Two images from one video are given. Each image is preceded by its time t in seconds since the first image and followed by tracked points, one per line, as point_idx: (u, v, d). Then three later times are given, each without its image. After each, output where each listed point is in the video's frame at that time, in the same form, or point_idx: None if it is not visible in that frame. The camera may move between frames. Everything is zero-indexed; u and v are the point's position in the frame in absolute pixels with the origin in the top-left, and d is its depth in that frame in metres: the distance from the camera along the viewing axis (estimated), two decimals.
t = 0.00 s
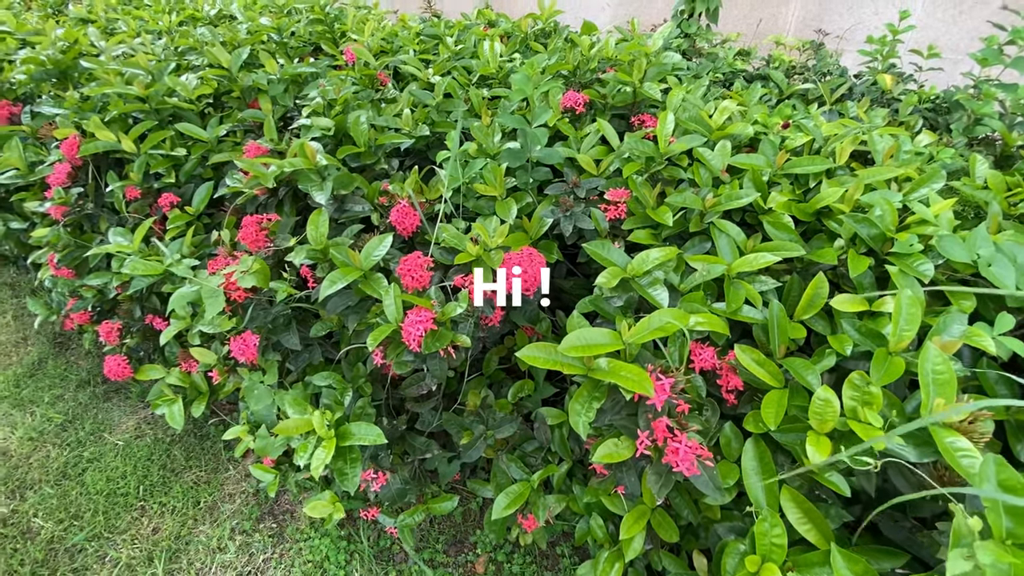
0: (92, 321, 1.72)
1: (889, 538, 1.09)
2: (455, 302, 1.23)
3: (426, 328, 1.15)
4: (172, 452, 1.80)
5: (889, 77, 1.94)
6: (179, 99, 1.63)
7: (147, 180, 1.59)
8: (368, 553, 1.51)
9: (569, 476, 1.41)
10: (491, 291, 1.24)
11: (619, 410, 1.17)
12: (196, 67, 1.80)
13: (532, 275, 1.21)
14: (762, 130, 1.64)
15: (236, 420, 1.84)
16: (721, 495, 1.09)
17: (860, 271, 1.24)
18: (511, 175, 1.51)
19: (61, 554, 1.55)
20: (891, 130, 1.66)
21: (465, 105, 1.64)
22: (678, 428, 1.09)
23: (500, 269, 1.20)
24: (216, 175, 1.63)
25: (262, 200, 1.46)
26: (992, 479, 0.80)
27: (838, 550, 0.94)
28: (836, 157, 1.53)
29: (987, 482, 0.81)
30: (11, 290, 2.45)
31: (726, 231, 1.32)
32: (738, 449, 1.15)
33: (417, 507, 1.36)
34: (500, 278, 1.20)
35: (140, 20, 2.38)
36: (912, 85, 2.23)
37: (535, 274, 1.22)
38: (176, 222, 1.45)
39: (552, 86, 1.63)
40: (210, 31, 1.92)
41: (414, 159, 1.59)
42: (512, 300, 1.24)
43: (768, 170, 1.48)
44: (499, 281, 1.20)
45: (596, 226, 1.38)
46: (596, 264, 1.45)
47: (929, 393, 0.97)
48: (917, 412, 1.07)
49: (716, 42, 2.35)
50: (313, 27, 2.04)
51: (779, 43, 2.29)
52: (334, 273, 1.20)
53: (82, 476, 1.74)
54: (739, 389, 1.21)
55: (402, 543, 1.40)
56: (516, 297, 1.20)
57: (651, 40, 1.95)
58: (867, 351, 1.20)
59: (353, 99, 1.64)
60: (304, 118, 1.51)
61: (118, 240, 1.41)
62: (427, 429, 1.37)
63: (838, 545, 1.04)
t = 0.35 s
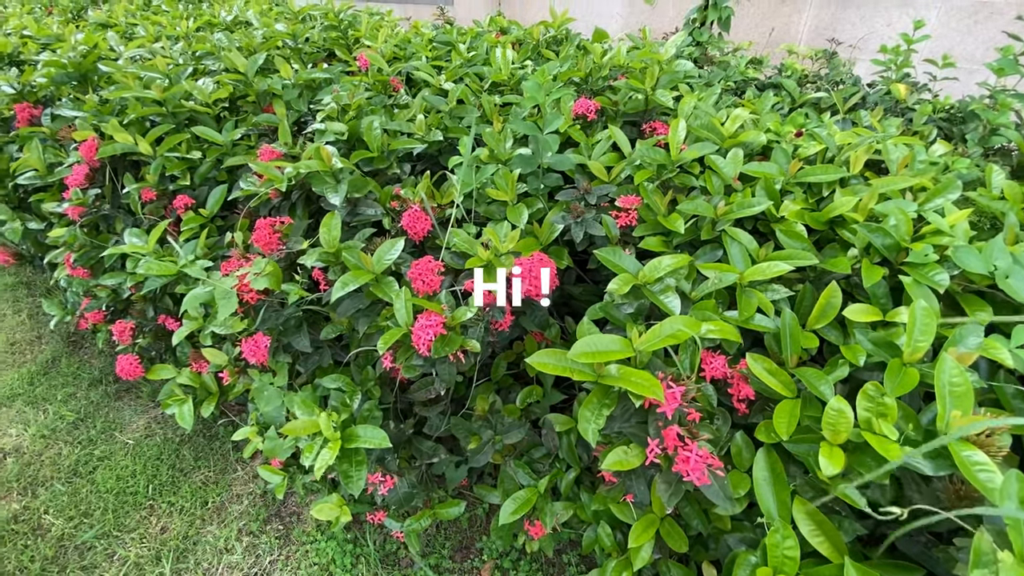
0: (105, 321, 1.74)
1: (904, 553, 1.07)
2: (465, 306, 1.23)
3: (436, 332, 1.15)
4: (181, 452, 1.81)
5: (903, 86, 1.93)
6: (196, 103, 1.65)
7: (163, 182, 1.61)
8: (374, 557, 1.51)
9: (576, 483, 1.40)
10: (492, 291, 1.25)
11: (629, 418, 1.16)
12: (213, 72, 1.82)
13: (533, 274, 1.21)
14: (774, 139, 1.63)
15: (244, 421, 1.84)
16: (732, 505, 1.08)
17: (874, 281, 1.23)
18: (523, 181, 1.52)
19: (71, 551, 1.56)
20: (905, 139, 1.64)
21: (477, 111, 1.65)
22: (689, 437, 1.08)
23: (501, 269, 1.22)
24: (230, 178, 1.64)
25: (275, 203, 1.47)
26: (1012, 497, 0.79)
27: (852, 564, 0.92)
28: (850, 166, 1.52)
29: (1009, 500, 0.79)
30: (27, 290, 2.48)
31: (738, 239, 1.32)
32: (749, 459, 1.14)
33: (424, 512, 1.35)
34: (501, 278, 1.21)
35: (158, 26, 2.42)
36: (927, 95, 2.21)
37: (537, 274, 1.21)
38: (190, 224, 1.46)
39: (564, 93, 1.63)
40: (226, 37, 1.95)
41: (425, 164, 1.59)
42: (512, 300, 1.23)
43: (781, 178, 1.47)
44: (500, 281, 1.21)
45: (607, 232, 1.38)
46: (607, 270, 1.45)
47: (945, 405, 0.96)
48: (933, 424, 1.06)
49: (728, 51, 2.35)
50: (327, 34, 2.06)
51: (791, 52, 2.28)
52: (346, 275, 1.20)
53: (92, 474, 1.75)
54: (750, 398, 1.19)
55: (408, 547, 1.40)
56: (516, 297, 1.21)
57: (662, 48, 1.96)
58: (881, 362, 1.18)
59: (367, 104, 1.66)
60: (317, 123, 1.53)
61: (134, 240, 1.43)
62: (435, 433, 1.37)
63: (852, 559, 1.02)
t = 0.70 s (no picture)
0: (118, 320, 1.75)
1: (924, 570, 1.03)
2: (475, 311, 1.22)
3: (445, 338, 1.14)
4: (190, 452, 1.82)
5: (920, 93, 1.90)
6: (212, 107, 1.67)
7: (177, 184, 1.63)
8: (380, 561, 1.50)
9: (585, 491, 1.38)
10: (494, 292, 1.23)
11: (639, 426, 1.14)
12: (228, 76, 1.85)
13: (533, 273, 1.19)
14: (788, 145, 1.61)
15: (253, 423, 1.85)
16: (745, 517, 1.04)
17: (891, 290, 1.21)
18: (533, 185, 1.51)
19: (80, 549, 1.57)
20: (923, 146, 1.62)
21: (489, 116, 1.65)
22: (701, 446, 1.05)
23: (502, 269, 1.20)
24: (243, 180, 1.65)
25: (288, 205, 1.48)
26: None
27: None
28: (866, 173, 1.50)
29: None
30: (44, 290, 2.52)
31: (751, 246, 1.30)
32: (763, 470, 1.10)
33: (430, 517, 1.34)
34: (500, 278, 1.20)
35: (176, 32, 2.47)
36: (944, 103, 2.18)
37: (536, 272, 1.20)
38: (203, 225, 1.48)
39: (576, 98, 1.63)
40: (243, 42, 1.98)
41: (436, 169, 1.60)
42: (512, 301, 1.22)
43: (795, 185, 1.45)
44: (499, 281, 1.20)
45: (618, 237, 1.37)
46: (617, 276, 1.44)
47: (968, 417, 0.93)
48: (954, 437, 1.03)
49: (741, 58, 2.34)
50: (341, 40, 2.09)
51: (805, 59, 2.27)
52: (356, 279, 1.20)
53: (103, 472, 1.76)
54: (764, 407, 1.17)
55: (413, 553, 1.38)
56: (515, 297, 1.19)
57: (675, 54, 1.96)
58: (900, 371, 1.15)
59: (379, 109, 1.67)
60: (330, 126, 1.54)
61: (148, 241, 1.44)
62: (442, 438, 1.36)
63: None
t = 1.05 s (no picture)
0: (130, 319, 1.78)
1: None
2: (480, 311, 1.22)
3: (451, 336, 1.15)
4: (198, 450, 1.84)
5: (932, 99, 1.90)
6: (225, 109, 1.70)
7: (190, 185, 1.65)
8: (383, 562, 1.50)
9: (589, 494, 1.37)
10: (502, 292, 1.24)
11: (642, 429, 1.13)
12: (242, 80, 1.88)
13: (542, 274, 1.21)
14: (797, 149, 1.61)
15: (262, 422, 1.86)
16: (749, 521, 1.03)
17: (901, 294, 1.20)
18: (541, 189, 1.52)
19: (88, 544, 1.58)
20: (934, 152, 1.61)
21: (497, 120, 1.66)
22: (704, 449, 1.04)
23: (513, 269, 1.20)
24: (254, 182, 1.67)
25: (297, 207, 1.50)
26: None
27: None
28: (876, 178, 1.49)
29: None
30: (58, 289, 2.56)
31: (759, 249, 1.29)
32: (768, 475, 1.08)
33: (433, 518, 1.34)
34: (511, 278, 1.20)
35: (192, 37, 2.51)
36: (957, 109, 2.17)
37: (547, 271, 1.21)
38: (215, 226, 1.49)
39: (584, 102, 1.64)
40: (256, 46, 2.01)
41: (444, 172, 1.61)
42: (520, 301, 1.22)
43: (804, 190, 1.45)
44: (511, 281, 1.19)
45: (624, 240, 1.37)
46: (624, 279, 1.43)
47: (977, 424, 0.91)
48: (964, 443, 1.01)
49: (750, 63, 2.34)
50: (353, 45, 2.11)
51: (815, 65, 2.26)
52: (364, 280, 1.21)
53: (112, 469, 1.78)
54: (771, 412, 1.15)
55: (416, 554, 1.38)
56: (526, 296, 1.20)
57: (684, 59, 1.96)
58: (909, 377, 1.14)
59: (389, 112, 1.69)
60: (340, 129, 1.55)
61: (160, 241, 1.46)
62: (447, 439, 1.35)
63: None
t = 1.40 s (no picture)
0: (147, 318, 1.80)
1: None
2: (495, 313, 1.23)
3: (466, 337, 1.15)
4: (212, 448, 1.86)
5: (943, 104, 1.90)
6: (242, 113, 1.72)
7: (207, 187, 1.68)
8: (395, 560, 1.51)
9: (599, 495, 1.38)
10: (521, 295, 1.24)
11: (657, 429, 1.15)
12: (258, 84, 1.90)
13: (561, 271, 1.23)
14: (808, 154, 1.62)
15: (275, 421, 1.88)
16: (760, 521, 1.03)
17: (911, 299, 1.20)
18: (552, 192, 1.53)
19: (106, 539, 1.61)
20: (946, 157, 1.61)
21: (510, 124, 1.68)
22: (718, 449, 1.04)
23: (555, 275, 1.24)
24: (270, 184, 1.69)
25: (313, 209, 1.52)
26: None
27: None
28: (887, 183, 1.49)
29: None
30: (75, 288, 2.60)
31: (771, 253, 1.30)
32: (779, 477, 1.09)
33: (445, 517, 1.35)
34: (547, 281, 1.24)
35: (207, 41, 2.54)
36: (969, 114, 2.17)
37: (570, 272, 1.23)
38: (232, 228, 1.52)
39: (596, 107, 1.65)
40: (272, 52, 2.03)
41: (457, 175, 1.62)
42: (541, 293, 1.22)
43: (815, 194, 1.45)
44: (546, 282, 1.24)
45: (636, 244, 1.38)
46: (636, 283, 1.45)
47: (987, 428, 0.92)
48: (973, 447, 1.02)
49: (761, 69, 2.35)
50: (367, 49, 2.14)
51: (826, 70, 2.27)
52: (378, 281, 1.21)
53: (129, 465, 1.81)
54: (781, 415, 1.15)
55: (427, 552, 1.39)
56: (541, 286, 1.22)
57: (695, 65, 1.97)
58: (920, 381, 1.14)
59: (403, 116, 1.71)
60: (356, 133, 1.57)
61: (179, 242, 1.49)
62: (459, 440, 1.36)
63: None
